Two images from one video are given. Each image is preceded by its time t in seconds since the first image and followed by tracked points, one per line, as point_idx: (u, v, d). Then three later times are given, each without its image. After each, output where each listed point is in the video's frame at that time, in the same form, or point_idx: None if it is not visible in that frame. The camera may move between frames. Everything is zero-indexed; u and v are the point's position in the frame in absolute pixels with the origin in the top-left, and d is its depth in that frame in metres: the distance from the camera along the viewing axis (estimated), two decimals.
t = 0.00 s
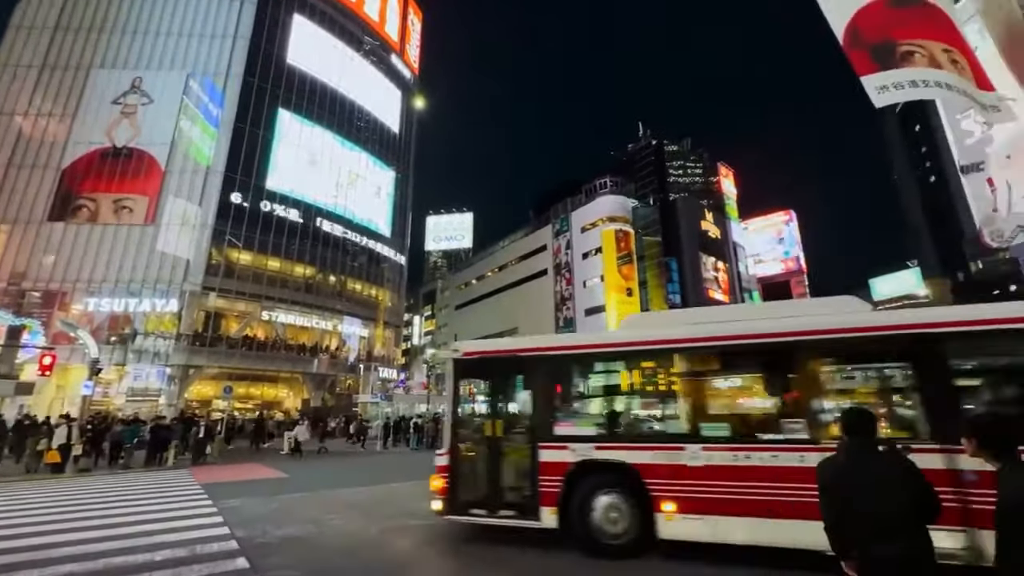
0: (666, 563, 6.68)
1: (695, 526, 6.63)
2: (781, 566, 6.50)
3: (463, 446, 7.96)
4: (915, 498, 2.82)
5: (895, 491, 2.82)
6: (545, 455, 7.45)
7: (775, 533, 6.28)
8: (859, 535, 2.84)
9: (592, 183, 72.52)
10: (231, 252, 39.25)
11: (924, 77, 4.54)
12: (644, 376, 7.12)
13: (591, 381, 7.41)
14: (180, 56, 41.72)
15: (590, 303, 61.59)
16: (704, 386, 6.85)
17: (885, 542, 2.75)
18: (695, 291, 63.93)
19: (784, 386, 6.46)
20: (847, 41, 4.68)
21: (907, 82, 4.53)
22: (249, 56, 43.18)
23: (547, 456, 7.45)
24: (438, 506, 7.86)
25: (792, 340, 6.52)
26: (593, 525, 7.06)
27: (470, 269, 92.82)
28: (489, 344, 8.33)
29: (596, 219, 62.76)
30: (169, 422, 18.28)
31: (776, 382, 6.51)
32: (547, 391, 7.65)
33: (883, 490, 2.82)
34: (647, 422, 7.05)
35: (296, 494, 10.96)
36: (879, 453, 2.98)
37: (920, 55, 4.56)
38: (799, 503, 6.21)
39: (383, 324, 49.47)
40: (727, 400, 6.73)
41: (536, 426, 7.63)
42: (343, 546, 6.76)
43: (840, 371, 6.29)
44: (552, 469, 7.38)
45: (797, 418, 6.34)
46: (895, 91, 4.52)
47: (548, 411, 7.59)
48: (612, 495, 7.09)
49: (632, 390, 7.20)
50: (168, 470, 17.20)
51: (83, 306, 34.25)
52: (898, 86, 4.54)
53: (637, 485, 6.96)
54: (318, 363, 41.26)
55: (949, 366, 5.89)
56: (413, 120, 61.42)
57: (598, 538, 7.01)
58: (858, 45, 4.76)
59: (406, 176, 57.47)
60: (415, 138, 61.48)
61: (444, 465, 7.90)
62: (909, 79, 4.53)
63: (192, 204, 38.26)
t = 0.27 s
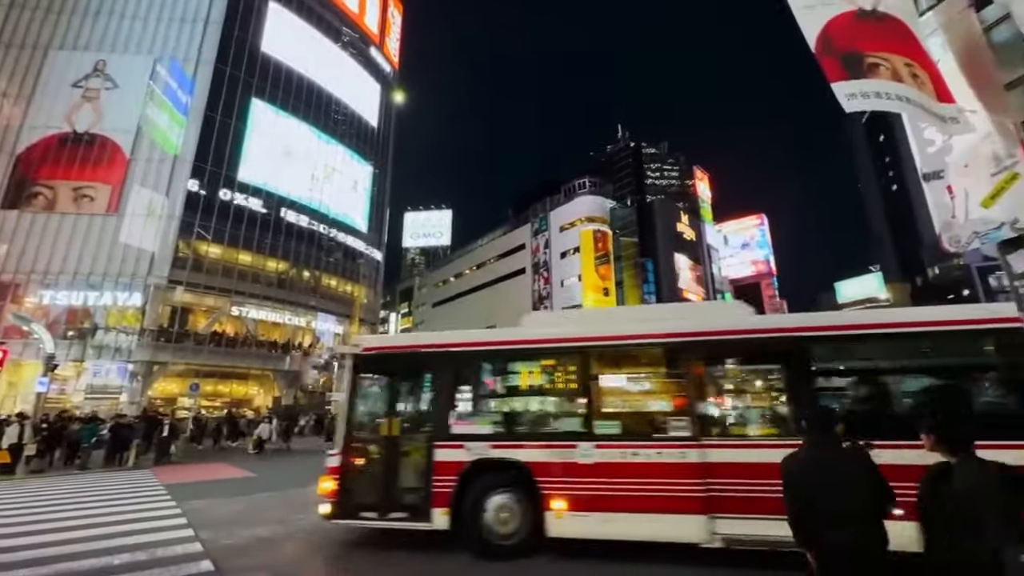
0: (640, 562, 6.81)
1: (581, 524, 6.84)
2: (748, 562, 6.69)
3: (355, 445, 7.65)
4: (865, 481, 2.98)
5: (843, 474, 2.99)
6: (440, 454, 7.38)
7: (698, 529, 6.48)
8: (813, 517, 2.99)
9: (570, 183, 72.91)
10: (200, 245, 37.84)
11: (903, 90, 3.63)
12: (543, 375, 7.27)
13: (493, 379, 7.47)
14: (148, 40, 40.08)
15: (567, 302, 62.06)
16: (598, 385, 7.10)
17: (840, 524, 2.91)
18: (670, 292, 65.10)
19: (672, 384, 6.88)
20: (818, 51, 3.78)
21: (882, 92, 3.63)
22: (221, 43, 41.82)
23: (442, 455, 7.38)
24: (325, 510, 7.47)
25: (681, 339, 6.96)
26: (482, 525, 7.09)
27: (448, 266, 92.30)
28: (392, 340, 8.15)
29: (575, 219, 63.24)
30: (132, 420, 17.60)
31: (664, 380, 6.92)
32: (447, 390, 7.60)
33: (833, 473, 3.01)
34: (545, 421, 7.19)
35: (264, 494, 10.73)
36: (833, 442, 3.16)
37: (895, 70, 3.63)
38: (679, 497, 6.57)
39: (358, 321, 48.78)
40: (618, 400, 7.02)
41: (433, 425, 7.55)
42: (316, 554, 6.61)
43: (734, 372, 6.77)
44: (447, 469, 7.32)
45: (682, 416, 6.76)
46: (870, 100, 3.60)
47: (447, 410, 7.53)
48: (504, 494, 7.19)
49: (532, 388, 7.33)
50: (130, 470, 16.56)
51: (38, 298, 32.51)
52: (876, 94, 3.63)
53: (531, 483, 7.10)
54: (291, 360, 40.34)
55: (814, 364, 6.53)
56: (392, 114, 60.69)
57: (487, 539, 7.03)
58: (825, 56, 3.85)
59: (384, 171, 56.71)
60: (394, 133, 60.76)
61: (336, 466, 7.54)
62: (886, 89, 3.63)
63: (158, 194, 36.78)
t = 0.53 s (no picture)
0: (612, 563, 6.94)
1: (464, 527, 6.82)
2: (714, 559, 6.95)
3: (223, 447, 7.09)
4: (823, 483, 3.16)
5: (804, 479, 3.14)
6: (319, 458, 6.99)
7: (579, 529, 6.69)
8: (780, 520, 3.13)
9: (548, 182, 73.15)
10: (163, 236, 36.35)
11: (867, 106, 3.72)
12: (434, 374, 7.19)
13: (386, 378, 7.22)
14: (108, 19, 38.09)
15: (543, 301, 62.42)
16: (490, 385, 7.13)
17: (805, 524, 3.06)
18: (644, 293, 66.24)
19: (561, 385, 7.09)
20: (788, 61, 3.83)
21: (846, 107, 3.72)
22: (188, 27, 40.26)
23: (319, 459, 7.01)
24: (180, 520, 6.84)
25: (574, 341, 7.22)
26: (358, 532, 6.82)
27: (424, 263, 91.48)
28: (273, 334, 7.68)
29: (552, 218, 63.63)
30: (87, 418, 16.81)
31: (554, 381, 7.11)
32: (331, 390, 7.25)
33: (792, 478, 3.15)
34: (434, 420, 7.11)
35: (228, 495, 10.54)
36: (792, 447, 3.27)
37: (855, 86, 3.74)
38: (563, 498, 6.76)
39: (330, 317, 47.88)
40: (509, 401, 7.09)
41: (312, 427, 7.15)
42: (282, 562, 6.57)
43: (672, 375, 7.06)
44: (326, 473, 6.97)
45: (570, 416, 6.97)
46: (839, 116, 3.69)
47: (328, 411, 7.17)
48: (385, 499, 6.96)
49: (422, 386, 7.25)
50: (85, 471, 15.84)
51: None
52: (841, 110, 3.72)
53: (413, 486, 6.97)
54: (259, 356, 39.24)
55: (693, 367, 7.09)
56: (369, 107, 59.66)
57: (361, 546, 6.79)
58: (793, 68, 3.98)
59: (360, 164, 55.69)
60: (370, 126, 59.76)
61: (199, 470, 6.95)
62: (849, 104, 3.73)
63: (118, 182, 35.04)
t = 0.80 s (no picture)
0: (581, 564, 7.15)
1: (321, 536, 6.53)
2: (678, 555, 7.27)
3: (28, 453, 6.11)
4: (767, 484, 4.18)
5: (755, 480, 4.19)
6: (156, 464, 6.31)
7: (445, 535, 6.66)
8: (734, 512, 4.24)
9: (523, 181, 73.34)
10: (118, 226, 34.65)
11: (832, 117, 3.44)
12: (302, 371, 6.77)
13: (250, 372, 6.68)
14: None
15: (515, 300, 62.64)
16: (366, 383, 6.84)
17: (751, 514, 4.15)
18: (615, 293, 67.25)
19: (439, 386, 6.99)
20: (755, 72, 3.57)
21: (811, 118, 3.42)
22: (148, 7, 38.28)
23: (158, 465, 6.33)
24: None
25: (457, 342, 7.13)
26: (199, 542, 6.38)
27: (396, 260, 90.20)
28: (110, 321, 6.78)
29: (526, 218, 63.82)
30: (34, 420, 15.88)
31: (432, 382, 6.99)
32: (177, 388, 6.55)
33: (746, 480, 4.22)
34: (301, 422, 6.68)
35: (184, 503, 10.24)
36: (750, 457, 4.28)
37: (822, 98, 3.48)
38: (435, 503, 6.70)
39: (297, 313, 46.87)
40: (382, 402, 6.86)
41: (150, 430, 6.42)
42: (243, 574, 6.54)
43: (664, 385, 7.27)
44: (164, 482, 6.31)
45: (444, 419, 6.87)
46: (808, 126, 3.37)
47: (171, 413, 6.46)
48: (235, 508, 6.50)
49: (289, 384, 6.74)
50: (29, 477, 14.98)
51: None
52: (808, 119, 3.41)
53: (268, 493, 6.53)
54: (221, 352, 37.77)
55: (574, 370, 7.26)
56: (341, 97, 58.13)
57: (202, 559, 6.37)
58: (762, 80, 3.72)
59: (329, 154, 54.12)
60: (341, 117, 58.24)
61: None
62: (814, 115, 3.43)
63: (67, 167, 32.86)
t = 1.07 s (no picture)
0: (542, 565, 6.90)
1: (128, 557, 5.25)
2: (644, 553, 7.11)
3: None
4: (733, 483, 4.04)
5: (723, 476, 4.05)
6: None
7: (284, 549, 5.66)
8: (703, 506, 4.12)
9: (495, 179, 73.15)
10: (62, 212, 32.31)
11: (802, 130, 3.15)
12: (127, 360, 5.47)
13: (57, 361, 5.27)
14: None
15: (485, 298, 62.49)
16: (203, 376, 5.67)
17: (718, 510, 4.04)
18: (584, 293, 67.97)
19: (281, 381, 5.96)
20: (727, 79, 3.22)
21: (784, 132, 3.13)
22: None
23: None
24: None
25: (323, 331, 6.20)
26: None
27: (364, 255, 88.22)
28: None
29: (497, 216, 63.75)
30: None
31: (272, 377, 5.94)
32: None
33: (714, 474, 4.09)
34: (117, 421, 5.35)
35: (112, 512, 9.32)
36: (722, 452, 4.15)
37: (790, 109, 3.19)
38: (278, 513, 5.67)
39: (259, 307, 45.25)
40: (218, 398, 5.71)
41: None
42: None
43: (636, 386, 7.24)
44: None
45: (297, 417, 5.90)
46: (778, 140, 3.07)
47: None
48: (15, 531, 4.98)
49: (106, 376, 5.38)
50: None
51: None
52: (779, 135, 3.11)
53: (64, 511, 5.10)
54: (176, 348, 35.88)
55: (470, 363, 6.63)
56: (308, 87, 56.38)
57: None
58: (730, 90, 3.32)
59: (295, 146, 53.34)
60: (309, 107, 56.53)
61: None
62: (785, 129, 3.14)
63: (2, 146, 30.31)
